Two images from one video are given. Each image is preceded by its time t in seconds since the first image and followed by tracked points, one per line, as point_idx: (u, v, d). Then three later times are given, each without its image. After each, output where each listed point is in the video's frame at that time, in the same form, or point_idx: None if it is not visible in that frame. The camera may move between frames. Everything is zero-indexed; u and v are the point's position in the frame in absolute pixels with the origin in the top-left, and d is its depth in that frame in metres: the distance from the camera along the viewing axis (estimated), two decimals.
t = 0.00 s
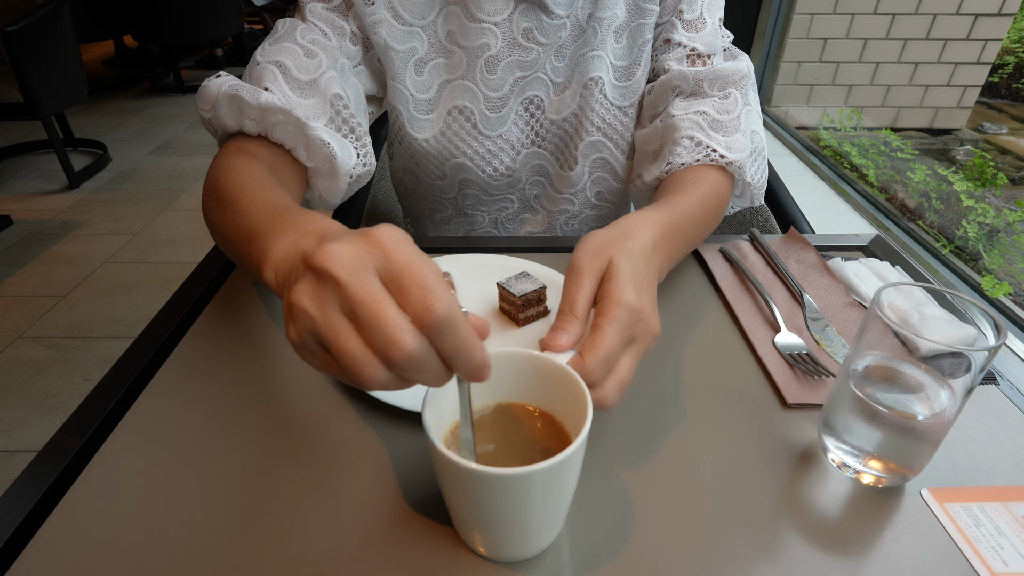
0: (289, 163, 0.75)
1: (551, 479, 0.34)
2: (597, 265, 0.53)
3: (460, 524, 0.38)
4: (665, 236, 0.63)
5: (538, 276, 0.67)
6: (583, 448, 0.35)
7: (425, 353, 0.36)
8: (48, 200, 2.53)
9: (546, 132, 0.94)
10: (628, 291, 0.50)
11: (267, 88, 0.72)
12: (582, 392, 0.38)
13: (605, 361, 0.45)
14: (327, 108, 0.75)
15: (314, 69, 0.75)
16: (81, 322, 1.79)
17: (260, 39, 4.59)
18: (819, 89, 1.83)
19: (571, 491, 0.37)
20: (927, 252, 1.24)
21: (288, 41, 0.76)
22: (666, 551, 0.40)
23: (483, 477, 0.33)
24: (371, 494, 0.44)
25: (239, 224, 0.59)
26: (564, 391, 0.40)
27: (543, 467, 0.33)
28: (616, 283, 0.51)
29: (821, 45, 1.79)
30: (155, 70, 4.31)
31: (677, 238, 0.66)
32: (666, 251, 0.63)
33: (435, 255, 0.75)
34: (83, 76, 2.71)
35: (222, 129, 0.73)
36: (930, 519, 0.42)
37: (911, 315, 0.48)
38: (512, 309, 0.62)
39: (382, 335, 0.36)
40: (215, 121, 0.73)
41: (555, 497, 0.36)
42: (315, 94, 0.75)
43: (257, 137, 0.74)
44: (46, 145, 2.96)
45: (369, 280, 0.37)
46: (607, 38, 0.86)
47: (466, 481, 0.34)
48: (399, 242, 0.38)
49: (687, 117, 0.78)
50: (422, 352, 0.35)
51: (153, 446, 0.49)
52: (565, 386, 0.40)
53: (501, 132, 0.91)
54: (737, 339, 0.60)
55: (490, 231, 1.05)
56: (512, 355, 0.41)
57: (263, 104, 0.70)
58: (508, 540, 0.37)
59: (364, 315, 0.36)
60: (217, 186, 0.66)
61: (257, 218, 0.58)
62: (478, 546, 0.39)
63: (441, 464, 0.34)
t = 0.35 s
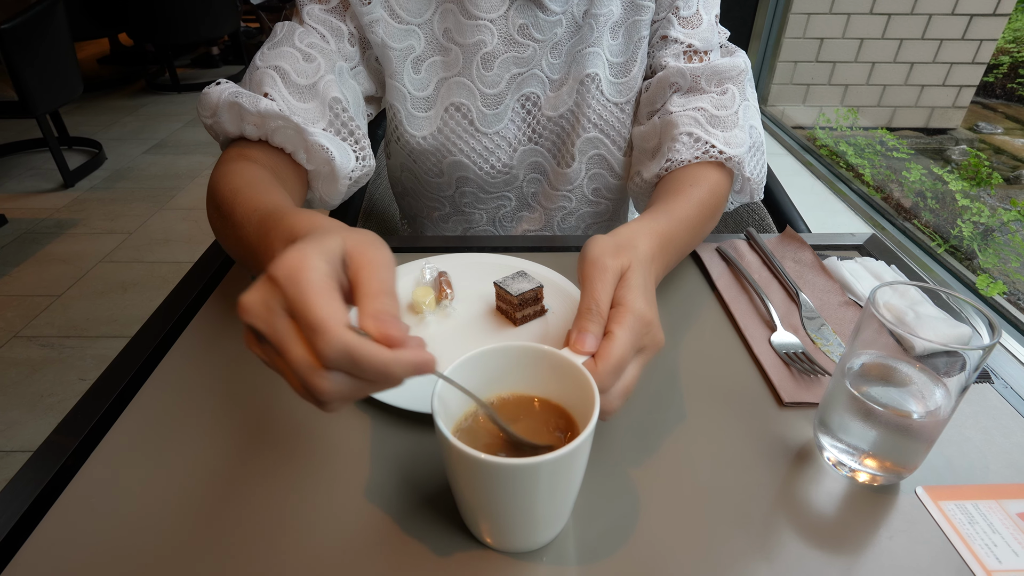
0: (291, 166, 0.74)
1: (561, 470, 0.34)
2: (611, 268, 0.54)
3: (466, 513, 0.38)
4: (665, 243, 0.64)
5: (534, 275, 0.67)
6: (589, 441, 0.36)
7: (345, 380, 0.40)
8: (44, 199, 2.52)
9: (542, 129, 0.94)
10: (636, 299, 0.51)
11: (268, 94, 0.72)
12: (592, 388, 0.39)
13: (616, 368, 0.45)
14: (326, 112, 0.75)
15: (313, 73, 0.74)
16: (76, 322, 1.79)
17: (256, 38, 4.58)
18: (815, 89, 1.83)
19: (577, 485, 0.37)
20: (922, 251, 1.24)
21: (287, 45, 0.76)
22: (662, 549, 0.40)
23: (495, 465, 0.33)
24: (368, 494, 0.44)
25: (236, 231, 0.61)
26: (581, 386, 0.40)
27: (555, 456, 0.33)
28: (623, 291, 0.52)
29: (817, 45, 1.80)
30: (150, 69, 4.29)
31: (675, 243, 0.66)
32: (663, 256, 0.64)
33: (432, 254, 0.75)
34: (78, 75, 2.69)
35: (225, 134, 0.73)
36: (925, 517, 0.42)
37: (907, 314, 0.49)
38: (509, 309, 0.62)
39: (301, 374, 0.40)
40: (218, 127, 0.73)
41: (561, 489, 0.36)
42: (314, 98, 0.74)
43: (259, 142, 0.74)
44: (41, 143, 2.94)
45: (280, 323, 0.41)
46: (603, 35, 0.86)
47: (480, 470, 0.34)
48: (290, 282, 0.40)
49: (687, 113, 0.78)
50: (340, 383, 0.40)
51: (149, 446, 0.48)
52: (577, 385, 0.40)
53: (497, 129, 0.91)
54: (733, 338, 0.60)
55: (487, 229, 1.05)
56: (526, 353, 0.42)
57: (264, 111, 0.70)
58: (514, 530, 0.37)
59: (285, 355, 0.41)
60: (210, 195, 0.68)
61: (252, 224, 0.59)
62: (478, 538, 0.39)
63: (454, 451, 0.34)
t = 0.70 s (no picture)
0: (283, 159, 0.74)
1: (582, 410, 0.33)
2: (628, 238, 0.53)
3: (480, 462, 0.38)
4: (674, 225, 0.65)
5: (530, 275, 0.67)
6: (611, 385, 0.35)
7: (373, 234, 0.36)
8: (38, 198, 2.50)
9: (538, 126, 0.94)
10: (658, 265, 0.51)
11: (262, 88, 0.73)
12: (608, 331, 0.37)
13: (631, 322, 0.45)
14: (318, 107, 0.75)
15: (307, 68, 0.75)
16: (71, 321, 1.78)
17: (252, 37, 4.57)
18: (812, 89, 1.84)
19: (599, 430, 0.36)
20: (918, 250, 1.25)
21: (282, 40, 0.76)
22: (659, 548, 0.40)
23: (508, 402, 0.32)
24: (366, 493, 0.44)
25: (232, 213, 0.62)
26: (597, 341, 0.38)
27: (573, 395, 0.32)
28: (643, 255, 0.52)
29: (813, 45, 1.80)
30: (146, 67, 4.27)
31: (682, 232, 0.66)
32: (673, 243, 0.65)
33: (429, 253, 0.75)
34: (72, 73, 2.68)
35: (219, 128, 0.73)
36: (921, 515, 0.42)
37: (902, 313, 0.47)
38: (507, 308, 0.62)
39: (326, 224, 0.37)
40: (212, 120, 0.73)
41: (583, 433, 0.35)
42: (308, 92, 0.75)
43: (252, 134, 0.73)
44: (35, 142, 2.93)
45: (301, 184, 0.38)
46: (600, 33, 0.87)
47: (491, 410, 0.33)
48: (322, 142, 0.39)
49: (689, 110, 0.78)
50: (366, 237, 0.36)
51: (146, 445, 0.48)
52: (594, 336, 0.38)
53: (493, 125, 0.91)
54: (730, 338, 0.60)
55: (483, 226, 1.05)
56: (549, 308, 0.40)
57: (254, 105, 0.70)
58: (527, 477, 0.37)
59: (304, 212, 0.38)
60: (207, 185, 0.68)
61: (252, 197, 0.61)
62: (491, 486, 0.39)
63: (465, 390, 0.34)
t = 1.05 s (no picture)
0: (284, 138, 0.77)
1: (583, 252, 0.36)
2: (639, 131, 0.55)
3: (493, 318, 0.41)
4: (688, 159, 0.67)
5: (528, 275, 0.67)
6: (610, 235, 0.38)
7: (462, 73, 0.43)
8: (34, 196, 2.50)
9: (537, 121, 0.94)
10: (662, 155, 0.54)
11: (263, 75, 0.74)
12: (601, 195, 0.40)
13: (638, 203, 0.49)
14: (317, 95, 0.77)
15: (307, 56, 0.76)
16: (68, 321, 1.77)
17: (249, 35, 4.57)
18: (809, 88, 1.84)
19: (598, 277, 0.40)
20: (914, 250, 1.25)
21: (283, 30, 0.77)
22: (656, 547, 0.40)
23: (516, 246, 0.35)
24: (362, 493, 0.44)
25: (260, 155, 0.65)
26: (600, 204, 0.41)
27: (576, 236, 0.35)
28: (650, 149, 0.55)
29: (811, 44, 1.80)
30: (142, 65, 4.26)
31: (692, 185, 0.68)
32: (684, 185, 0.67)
33: (426, 253, 0.75)
34: (69, 71, 2.67)
35: (221, 113, 0.75)
36: (917, 514, 0.42)
37: (900, 312, 0.48)
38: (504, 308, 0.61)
39: (422, 67, 0.43)
40: (214, 106, 0.75)
41: (586, 284, 0.38)
42: (307, 81, 0.76)
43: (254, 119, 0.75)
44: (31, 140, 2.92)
45: (389, 47, 0.45)
46: (599, 30, 0.87)
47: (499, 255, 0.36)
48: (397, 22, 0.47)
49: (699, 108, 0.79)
50: (456, 78, 0.43)
51: (142, 445, 0.48)
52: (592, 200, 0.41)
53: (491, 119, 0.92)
54: (728, 337, 0.60)
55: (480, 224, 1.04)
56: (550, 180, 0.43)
57: (258, 89, 0.72)
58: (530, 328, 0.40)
59: (399, 65, 0.44)
60: (233, 143, 0.70)
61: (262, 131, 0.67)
62: (496, 340, 0.43)
63: (473, 242, 0.36)
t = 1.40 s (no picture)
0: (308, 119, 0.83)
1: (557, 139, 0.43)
2: (633, 63, 0.63)
3: (496, 197, 0.49)
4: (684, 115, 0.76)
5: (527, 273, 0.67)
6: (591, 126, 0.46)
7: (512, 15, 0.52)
8: (30, 196, 2.48)
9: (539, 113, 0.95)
10: (651, 80, 0.62)
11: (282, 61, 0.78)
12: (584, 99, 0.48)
13: (621, 114, 0.58)
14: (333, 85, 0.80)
15: (324, 45, 0.79)
16: (64, 320, 1.77)
17: (245, 34, 4.56)
18: (805, 87, 1.85)
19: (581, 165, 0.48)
20: (912, 249, 1.27)
21: (301, 20, 0.80)
22: (656, 544, 0.40)
23: (503, 129, 0.43)
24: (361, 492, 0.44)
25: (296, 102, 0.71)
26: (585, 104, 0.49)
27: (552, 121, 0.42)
28: (641, 74, 0.62)
29: (807, 44, 1.81)
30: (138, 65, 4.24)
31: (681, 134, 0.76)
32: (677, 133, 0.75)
33: (423, 252, 0.75)
34: (64, 71, 2.67)
35: (246, 97, 0.80)
36: (914, 511, 0.43)
37: (896, 311, 0.48)
38: (503, 306, 0.62)
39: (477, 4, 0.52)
40: (239, 90, 0.80)
41: (572, 166, 0.47)
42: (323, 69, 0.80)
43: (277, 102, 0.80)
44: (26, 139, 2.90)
45: None
46: (603, 29, 0.88)
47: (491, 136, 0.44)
48: None
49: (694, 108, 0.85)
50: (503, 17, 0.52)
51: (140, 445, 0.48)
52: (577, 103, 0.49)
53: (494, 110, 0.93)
54: (726, 336, 0.60)
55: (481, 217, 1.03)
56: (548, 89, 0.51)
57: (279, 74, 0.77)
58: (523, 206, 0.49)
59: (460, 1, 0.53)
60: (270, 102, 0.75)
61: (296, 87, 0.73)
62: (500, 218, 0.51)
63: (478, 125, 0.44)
